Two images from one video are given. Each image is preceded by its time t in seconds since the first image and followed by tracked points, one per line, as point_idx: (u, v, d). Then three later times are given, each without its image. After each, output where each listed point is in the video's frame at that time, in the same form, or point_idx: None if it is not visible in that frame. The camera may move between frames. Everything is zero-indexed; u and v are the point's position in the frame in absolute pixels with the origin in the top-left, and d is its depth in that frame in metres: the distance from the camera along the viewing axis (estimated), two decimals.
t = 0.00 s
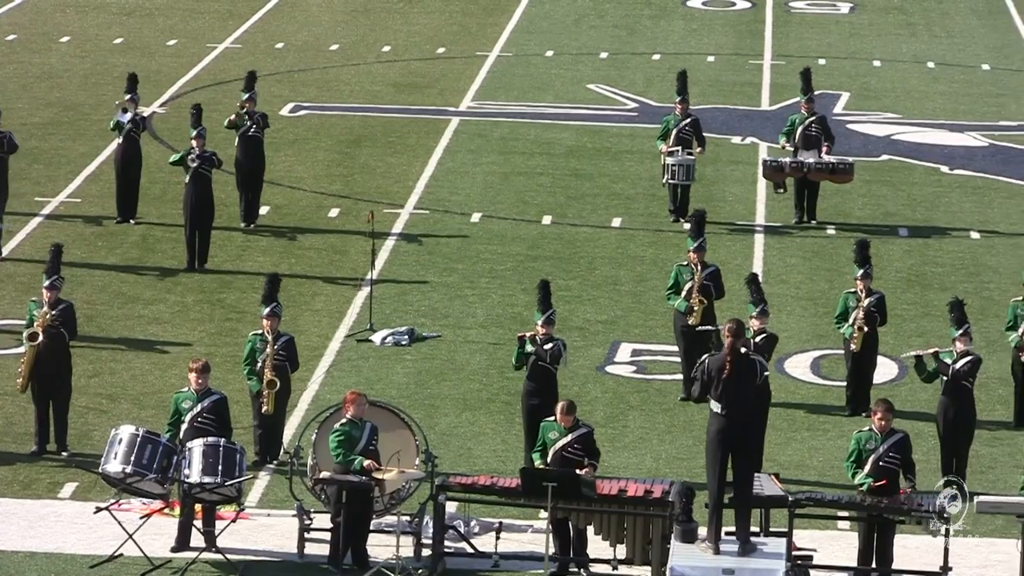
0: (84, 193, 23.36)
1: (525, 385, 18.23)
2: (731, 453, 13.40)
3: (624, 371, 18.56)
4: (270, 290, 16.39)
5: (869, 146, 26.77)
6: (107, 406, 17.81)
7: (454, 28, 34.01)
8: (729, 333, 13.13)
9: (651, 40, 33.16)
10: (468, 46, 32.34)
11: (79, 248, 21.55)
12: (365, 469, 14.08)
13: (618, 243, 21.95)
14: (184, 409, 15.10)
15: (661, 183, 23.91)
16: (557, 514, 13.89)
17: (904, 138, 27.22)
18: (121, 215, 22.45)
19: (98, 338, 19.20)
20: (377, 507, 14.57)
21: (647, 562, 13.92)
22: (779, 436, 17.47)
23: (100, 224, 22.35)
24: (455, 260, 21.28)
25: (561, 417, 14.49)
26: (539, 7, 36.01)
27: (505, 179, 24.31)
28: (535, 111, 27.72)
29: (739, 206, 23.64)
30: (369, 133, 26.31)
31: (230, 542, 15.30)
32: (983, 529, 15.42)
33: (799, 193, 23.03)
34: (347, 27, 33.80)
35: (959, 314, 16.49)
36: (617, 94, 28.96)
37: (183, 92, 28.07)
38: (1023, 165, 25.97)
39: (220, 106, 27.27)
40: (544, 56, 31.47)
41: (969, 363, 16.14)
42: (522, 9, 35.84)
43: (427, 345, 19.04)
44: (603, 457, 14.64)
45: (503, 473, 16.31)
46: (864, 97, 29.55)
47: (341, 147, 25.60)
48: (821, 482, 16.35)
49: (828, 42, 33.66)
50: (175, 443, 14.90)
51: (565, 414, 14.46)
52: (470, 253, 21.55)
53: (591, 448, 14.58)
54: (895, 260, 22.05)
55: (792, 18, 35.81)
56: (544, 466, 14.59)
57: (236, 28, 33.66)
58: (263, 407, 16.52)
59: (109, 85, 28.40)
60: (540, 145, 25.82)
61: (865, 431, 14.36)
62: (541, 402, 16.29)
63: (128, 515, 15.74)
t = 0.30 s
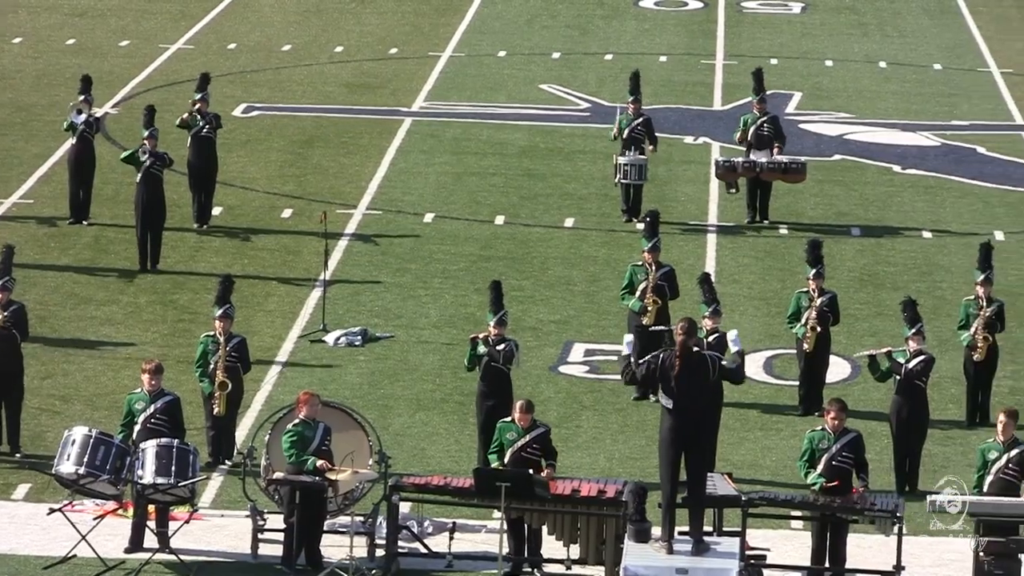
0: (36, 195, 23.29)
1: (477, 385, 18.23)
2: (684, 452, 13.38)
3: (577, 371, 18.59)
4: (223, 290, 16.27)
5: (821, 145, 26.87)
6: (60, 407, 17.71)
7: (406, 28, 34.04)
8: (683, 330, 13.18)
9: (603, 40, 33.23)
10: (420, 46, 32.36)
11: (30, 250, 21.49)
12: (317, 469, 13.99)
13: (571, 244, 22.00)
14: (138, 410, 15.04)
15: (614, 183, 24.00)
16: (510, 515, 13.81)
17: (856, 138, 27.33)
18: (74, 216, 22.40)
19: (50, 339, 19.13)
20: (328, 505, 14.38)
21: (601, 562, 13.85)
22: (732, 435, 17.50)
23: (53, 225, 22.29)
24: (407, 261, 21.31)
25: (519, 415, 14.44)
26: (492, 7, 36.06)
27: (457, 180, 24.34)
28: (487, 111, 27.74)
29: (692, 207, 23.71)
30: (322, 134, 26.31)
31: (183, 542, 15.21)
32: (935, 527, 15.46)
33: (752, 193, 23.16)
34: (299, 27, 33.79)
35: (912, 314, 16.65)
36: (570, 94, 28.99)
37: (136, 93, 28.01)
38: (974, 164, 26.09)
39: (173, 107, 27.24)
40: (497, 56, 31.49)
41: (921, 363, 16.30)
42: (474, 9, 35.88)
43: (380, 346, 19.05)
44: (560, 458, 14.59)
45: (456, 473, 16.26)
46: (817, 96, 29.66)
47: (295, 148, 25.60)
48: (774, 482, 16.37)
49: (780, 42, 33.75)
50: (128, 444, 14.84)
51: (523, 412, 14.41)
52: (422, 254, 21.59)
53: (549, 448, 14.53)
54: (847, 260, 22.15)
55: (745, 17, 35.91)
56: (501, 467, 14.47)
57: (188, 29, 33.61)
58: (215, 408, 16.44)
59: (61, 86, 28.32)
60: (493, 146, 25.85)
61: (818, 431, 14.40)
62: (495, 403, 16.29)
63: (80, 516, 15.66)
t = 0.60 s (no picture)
0: None
1: (434, 384, 18.23)
2: (642, 452, 13.39)
3: (533, 369, 18.61)
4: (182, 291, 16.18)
5: (776, 144, 26.95)
6: (15, 406, 17.62)
7: (362, 28, 34.02)
8: (638, 330, 13.15)
9: (559, 39, 33.26)
10: (376, 45, 32.35)
11: None
12: (274, 468, 13.96)
13: (526, 244, 22.03)
14: (94, 410, 14.97)
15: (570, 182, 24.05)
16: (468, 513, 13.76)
17: (812, 136, 27.42)
18: (30, 215, 22.34)
19: (4, 339, 19.07)
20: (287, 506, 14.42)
21: (558, 562, 13.81)
22: (689, 434, 17.53)
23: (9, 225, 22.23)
24: (364, 261, 21.33)
25: (479, 414, 14.42)
26: (447, 6, 36.06)
27: (412, 179, 24.37)
28: (443, 110, 27.74)
29: (649, 206, 23.76)
30: (278, 133, 26.29)
31: (140, 542, 15.12)
32: (891, 526, 15.51)
33: (707, 192, 23.24)
34: (255, 27, 33.75)
35: (869, 311, 16.59)
36: (526, 93, 29.03)
37: (92, 92, 27.94)
38: (930, 163, 26.20)
39: (129, 107, 27.19)
40: (453, 56, 31.47)
41: (878, 361, 16.34)
42: (430, 9, 35.86)
43: (336, 345, 19.06)
44: (519, 459, 14.60)
45: (413, 472, 16.23)
46: (773, 95, 29.73)
47: (251, 147, 25.58)
48: (731, 481, 16.39)
49: (735, 41, 33.79)
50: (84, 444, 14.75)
51: (483, 412, 14.45)
52: (379, 254, 21.59)
53: (508, 448, 14.52)
54: (804, 258, 22.22)
55: (700, 16, 35.96)
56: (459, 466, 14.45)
57: (144, 28, 33.53)
58: (174, 409, 16.40)
59: (15, 85, 28.22)
60: (449, 145, 25.88)
61: (774, 429, 14.38)
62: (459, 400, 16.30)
63: (37, 516, 15.57)
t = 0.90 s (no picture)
0: None
1: (389, 383, 18.23)
2: (596, 446, 13.42)
3: (489, 368, 18.64)
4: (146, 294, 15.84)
5: (731, 142, 27.04)
6: None
7: (317, 27, 34.01)
8: (593, 333, 13.06)
9: (514, 38, 33.31)
10: (331, 44, 32.34)
11: None
12: (229, 467, 13.93)
13: (482, 244, 22.05)
14: (48, 409, 14.90)
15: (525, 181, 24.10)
16: (423, 512, 13.67)
17: (766, 135, 27.52)
18: None
19: None
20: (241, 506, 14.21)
21: (514, 560, 13.73)
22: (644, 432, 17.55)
23: None
24: (319, 260, 21.35)
25: (437, 414, 14.32)
26: (402, 5, 36.06)
27: (367, 178, 24.39)
28: (398, 109, 27.75)
29: (605, 206, 23.81)
30: (233, 132, 26.26)
31: (96, 542, 15.05)
32: (846, 524, 15.56)
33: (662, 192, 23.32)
34: (209, 26, 33.70)
35: (824, 309, 16.67)
36: (481, 92, 29.06)
37: (46, 92, 27.87)
38: (883, 161, 26.32)
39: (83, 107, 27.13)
40: (408, 55, 31.47)
41: (834, 360, 16.35)
42: (385, 8, 35.85)
43: (291, 344, 19.06)
44: (476, 458, 14.52)
45: (368, 471, 16.19)
46: (728, 93, 29.82)
47: (206, 146, 25.55)
48: (687, 480, 16.39)
49: (690, 39, 33.87)
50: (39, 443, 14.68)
51: (443, 412, 14.33)
52: (334, 253, 21.59)
53: (466, 448, 14.44)
54: (759, 257, 22.30)
55: (655, 14, 36.04)
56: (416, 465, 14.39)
57: (98, 27, 33.44)
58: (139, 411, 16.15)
59: None
60: (404, 144, 25.91)
61: (729, 427, 14.33)
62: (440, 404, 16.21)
63: None
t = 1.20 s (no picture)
0: None
1: (345, 381, 18.22)
2: (551, 446, 13.39)
3: (445, 367, 18.67)
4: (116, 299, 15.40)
5: (686, 141, 27.13)
6: None
7: (271, 26, 33.96)
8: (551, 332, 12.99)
9: (468, 37, 33.33)
10: (286, 43, 32.31)
11: None
12: (186, 466, 13.87)
13: (438, 243, 22.07)
14: (4, 408, 14.85)
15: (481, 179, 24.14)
16: (380, 510, 13.66)
17: (722, 133, 27.62)
18: None
19: None
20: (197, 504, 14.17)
21: (470, 558, 13.72)
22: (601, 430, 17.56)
23: None
24: (274, 260, 21.34)
25: (395, 411, 14.31)
26: (357, 3, 36.03)
27: (322, 176, 24.38)
28: (353, 108, 27.74)
29: (560, 205, 23.85)
30: (188, 131, 26.22)
31: (52, 542, 15.00)
32: (801, 521, 15.63)
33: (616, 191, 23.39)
34: (163, 25, 33.62)
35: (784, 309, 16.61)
36: (435, 90, 29.08)
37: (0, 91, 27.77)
38: (837, 158, 26.44)
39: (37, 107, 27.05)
40: (363, 53, 31.46)
41: (796, 359, 16.26)
42: (340, 7, 35.82)
43: (246, 343, 19.05)
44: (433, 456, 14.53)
45: (325, 470, 16.16)
46: (682, 91, 29.90)
47: (161, 144, 25.51)
48: (644, 477, 16.42)
49: (645, 37, 33.94)
50: None
51: (399, 409, 14.28)
52: (289, 252, 21.58)
53: (423, 445, 14.44)
54: (714, 254, 22.38)
55: (609, 13, 36.10)
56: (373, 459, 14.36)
57: (52, 26, 33.32)
58: (115, 415, 15.71)
59: None
60: (359, 143, 25.91)
61: (686, 424, 14.34)
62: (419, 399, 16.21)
63: None
